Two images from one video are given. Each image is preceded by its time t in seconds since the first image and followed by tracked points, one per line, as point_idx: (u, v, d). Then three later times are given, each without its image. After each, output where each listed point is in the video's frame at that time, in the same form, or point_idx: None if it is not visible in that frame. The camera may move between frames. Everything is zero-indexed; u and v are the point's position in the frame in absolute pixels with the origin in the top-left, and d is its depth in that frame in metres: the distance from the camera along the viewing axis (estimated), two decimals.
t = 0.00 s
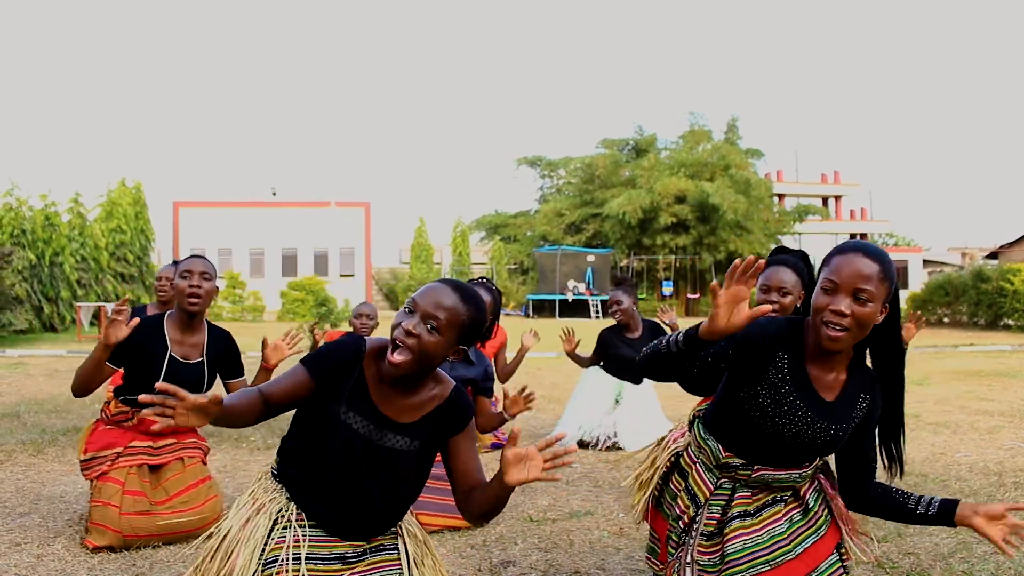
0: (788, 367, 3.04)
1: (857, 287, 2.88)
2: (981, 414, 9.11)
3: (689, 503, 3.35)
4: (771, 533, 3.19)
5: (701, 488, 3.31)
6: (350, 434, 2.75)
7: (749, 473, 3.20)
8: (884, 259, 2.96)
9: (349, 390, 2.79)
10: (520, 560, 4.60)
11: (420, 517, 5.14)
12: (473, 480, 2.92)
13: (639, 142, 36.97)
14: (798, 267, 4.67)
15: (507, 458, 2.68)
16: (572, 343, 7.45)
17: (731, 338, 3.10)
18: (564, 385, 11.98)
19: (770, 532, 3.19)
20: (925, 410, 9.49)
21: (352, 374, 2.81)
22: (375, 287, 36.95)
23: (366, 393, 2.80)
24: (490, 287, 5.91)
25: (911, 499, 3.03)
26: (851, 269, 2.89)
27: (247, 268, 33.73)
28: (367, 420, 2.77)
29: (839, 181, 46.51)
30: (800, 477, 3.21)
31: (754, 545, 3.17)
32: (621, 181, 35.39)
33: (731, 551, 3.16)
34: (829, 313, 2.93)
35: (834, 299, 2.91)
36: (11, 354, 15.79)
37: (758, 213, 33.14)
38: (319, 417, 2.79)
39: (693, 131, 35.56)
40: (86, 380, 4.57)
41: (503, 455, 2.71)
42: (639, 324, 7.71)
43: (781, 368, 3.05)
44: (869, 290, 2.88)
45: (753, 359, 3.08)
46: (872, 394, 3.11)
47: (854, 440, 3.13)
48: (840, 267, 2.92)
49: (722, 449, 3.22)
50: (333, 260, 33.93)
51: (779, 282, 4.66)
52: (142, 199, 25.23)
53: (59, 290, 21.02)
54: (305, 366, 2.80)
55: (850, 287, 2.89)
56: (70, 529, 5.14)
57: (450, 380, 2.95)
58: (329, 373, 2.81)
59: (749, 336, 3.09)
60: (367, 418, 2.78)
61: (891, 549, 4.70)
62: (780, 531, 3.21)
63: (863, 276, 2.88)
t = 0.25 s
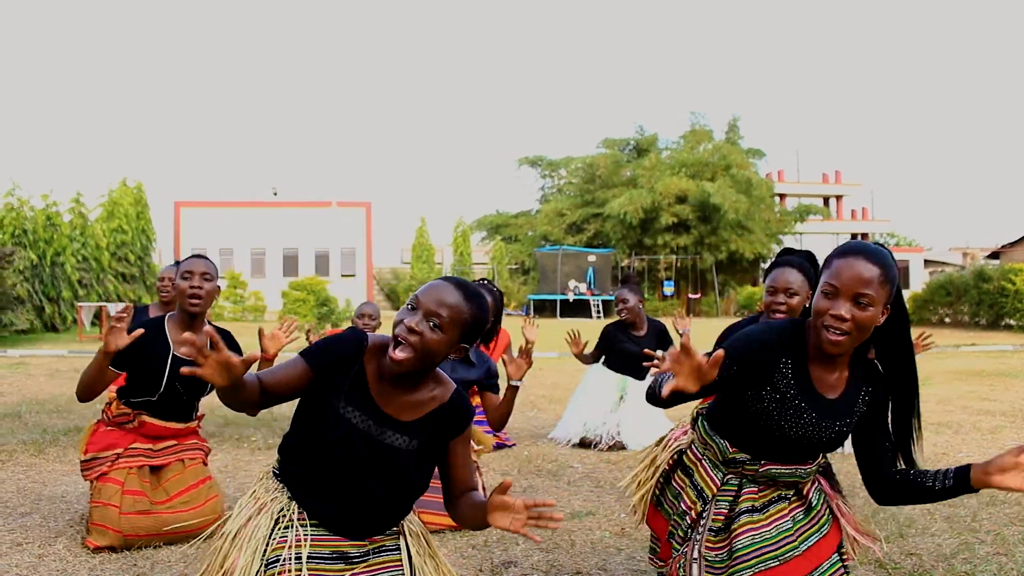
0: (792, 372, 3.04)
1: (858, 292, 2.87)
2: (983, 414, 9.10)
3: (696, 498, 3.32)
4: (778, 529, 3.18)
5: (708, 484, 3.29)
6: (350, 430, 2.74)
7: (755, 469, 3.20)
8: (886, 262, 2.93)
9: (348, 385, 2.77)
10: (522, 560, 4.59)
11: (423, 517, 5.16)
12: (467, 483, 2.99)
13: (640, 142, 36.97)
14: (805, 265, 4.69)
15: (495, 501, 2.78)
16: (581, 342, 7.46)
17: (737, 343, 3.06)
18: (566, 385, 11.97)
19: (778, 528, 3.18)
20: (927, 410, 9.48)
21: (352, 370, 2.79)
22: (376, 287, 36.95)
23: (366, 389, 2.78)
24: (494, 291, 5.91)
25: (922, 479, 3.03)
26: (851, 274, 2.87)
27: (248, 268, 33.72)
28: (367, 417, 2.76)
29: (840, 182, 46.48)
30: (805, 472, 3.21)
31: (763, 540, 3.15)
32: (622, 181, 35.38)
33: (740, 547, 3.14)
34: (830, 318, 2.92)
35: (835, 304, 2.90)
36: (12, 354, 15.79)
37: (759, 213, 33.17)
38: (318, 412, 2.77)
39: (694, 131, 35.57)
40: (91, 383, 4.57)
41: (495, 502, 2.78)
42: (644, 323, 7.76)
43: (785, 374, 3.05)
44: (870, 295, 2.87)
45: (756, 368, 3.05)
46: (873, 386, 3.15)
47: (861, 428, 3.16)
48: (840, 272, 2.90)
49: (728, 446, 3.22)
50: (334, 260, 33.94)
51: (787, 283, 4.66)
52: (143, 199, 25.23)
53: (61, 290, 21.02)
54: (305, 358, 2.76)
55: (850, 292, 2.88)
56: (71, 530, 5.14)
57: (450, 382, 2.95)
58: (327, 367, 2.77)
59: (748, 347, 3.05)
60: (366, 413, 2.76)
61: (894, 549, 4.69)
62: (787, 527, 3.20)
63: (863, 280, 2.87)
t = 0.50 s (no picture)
0: (808, 395, 2.97)
1: (861, 300, 2.85)
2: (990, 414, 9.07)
3: (699, 509, 3.27)
4: (781, 538, 3.18)
5: (712, 495, 3.26)
6: (352, 444, 2.72)
7: (761, 487, 3.19)
8: (884, 264, 2.93)
9: (350, 398, 2.74)
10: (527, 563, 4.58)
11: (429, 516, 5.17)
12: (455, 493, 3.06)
13: (645, 142, 36.94)
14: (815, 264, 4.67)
15: (480, 543, 2.86)
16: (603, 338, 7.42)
17: (748, 362, 2.99)
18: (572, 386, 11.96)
19: (781, 536, 3.18)
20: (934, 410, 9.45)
21: (353, 380, 2.76)
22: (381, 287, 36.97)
23: (367, 401, 2.76)
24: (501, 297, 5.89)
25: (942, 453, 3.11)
26: (854, 281, 2.86)
27: (254, 268, 33.76)
28: (369, 433, 2.74)
29: (846, 181, 46.38)
30: (807, 492, 3.22)
31: (768, 549, 3.15)
32: (628, 181, 35.35)
33: (741, 556, 3.13)
34: (835, 327, 2.89)
35: (839, 313, 2.88)
36: (19, 354, 15.84)
37: (765, 213, 33.13)
38: (321, 426, 2.75)
39: (700, 131, 35.53)
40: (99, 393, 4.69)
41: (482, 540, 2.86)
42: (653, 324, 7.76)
43: (801, 398, 2.97)
44: (873, 300, 2.85)
45: (773, 392, 2.94)
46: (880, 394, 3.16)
47: (891, 422, 3.21)
48: (842, 279, 2.88)
49: (736, 461, 3.19)
50: (339, 260, 33.99)
51: (798, 284, 4.64)
52: (149, 200, 25.29)
53: (67, 290, 21.07)
54: (305, 364, 2.72)
55: (854, 298, 2.86)
56: (76, 529, 5.14)
57: (452, 398, 2.94)
58: (328, 377, 2.74)
59: (758, 363, 2.98)
60: (368, 427, 2.74)
61: (901, 551, 4.67)
62: (790, 536, 3.19)
63: (866, 286, 2.85)
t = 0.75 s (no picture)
0: (807, 389, 2.96)
1: (857, 295, 2.84)
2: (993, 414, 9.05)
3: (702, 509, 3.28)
4: (784, 537, 3.17)
5: (716, 494, 3.26)
6: (352, 442, 2.73)
7: (764, 484, 3.18)
8: (883, 259, 2.91)
9: (349, 397, 2.75)
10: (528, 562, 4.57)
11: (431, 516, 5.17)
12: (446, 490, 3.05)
13: (647, 142, 36.93)
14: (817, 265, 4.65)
15: (486, 529, 2.83)
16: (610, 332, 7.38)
17: (748, 359, 3.00)
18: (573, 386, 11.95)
19: (785, 535, 3.18)
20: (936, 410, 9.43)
21: (352, 379, 2.77)
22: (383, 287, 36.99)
23: (365, 399, 2.76)
24: (507, 293, 5.85)
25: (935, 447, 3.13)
26: (850, 275, 2.85)
27: (256, 267, 33.77)
28: (368, 431, 2.74)
29: (848, 181, 46.34)
30: (811, 487, 3.21)
31: (771, 548, 3.14)
32: (630, 181, 35.33)
33: (745, 556, 3.12)
34: (830, 322, 2.89)
35: (836, 307, 2.88)
36: (21, 354, 15.86)
37: (767, 213, 33.11)
38: (318, 424, 2.75)
39: (702, 131, 35.53)
40: (98, 390, 4.60)
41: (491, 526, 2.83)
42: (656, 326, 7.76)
43: (799, 391, 2.96)
44: (869, 295, 2.85)
45: (772, 386, 2.95)
46: (879, 382, 3.16)
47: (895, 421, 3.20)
48: (838, 274, 2.88)
49: (739, 458, 3.19)
50: (341, 260, 34.02)
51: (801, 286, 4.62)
52: (151, 200, 25.31)
53: (69, 290, 21.09)
54: (304, 374, 2.75)
55: (850, 293, 2.85)
56: (77, 530, 5.14)
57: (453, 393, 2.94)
58: (327, 377, 2.76)
59: (756, 359, 2.99)
60: (368, 427, 2.75)
61: (904, 551, 4.66)
62: (794, 535, 3.18)
63: (862, 281, 2.85)
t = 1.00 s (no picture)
0: (804, 376, 2.96)
1: (850, 288, 2.85)
2: (993, 414, 9.05)
3: (704, 507, 3.26)
4: (788, 535, 3.16)
5: (716, 491, 3.23)
6: (352, 435, 2.72)
7: (765, 480, 3.17)
8: (878, 255, 2.92)
9: (346, 391, 2.74)
10: (529, 562, 4.57)
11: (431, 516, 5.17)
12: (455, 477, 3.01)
13: (647, 142, 36.92)
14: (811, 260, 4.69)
15: (502, 486, 2.81)
16: (602, 335, 7.43)
17: (747, 349, 2.99)
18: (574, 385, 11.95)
19: (789, 533, 3.17)
20: (937, 410, 9.43)
21: (349, 371, 2.75)
22: (384, 287, 37.00)
23: (362, 392, 2.75)
24: (508, 295, 5.90)
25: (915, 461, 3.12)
26: (844, 270, 2.86)
27: (256, 267, 33.77)
28: (366, 422, 2.74)
29: (849, 181, 46.33)
30: (813, 481, 3.19)
31: (774, 548, 3.13)
32: (630, 181, 35.32)
33: (749, 555, 3.12)
34: (824, 315, 2.89)
35: (829, 301, 2.88)
36: (21, 354, 15.87)
37: (767, 213, 33.09)
38: (315, 419, 2.74)
39: (702, 131, 35.53)
40: (92, 384, 4.55)
41: (500, 486, 2.81)
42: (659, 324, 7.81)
43: (796, 379, 2.96)
44: (863, 290, 2.85)
45: (771, 379, 2.93)
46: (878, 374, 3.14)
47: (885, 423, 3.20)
48: (834, 268, 2.89)
49: (738, 456, 3.18)
50: (342, 260, 34.05)
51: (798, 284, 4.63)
52: (152, 200, 25.33)
53: (69, 290, 21.08)
54: (300, 371, 2.71)
55: (843, 288, 2.86)
56: (77, 530, 5.14)
57: (448, 380, 2.94)
58: (324, 372, 2.73)
59: (756, 350, 2.97)
60: (366, 420, 2.74)
61: (904, 551, 4.65)
62: (797, 533, 3.18)
63: (857, 275, 2.85)
